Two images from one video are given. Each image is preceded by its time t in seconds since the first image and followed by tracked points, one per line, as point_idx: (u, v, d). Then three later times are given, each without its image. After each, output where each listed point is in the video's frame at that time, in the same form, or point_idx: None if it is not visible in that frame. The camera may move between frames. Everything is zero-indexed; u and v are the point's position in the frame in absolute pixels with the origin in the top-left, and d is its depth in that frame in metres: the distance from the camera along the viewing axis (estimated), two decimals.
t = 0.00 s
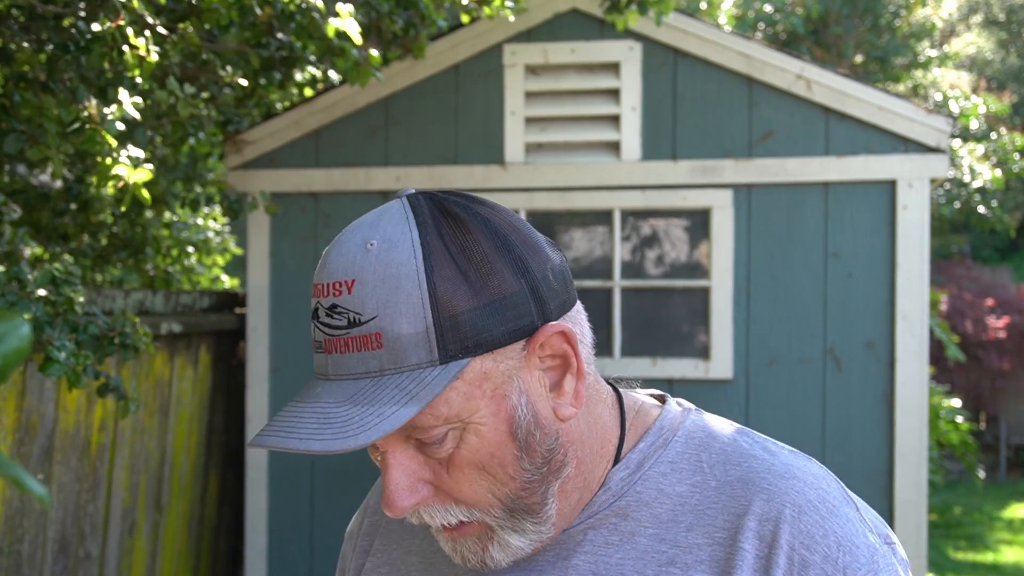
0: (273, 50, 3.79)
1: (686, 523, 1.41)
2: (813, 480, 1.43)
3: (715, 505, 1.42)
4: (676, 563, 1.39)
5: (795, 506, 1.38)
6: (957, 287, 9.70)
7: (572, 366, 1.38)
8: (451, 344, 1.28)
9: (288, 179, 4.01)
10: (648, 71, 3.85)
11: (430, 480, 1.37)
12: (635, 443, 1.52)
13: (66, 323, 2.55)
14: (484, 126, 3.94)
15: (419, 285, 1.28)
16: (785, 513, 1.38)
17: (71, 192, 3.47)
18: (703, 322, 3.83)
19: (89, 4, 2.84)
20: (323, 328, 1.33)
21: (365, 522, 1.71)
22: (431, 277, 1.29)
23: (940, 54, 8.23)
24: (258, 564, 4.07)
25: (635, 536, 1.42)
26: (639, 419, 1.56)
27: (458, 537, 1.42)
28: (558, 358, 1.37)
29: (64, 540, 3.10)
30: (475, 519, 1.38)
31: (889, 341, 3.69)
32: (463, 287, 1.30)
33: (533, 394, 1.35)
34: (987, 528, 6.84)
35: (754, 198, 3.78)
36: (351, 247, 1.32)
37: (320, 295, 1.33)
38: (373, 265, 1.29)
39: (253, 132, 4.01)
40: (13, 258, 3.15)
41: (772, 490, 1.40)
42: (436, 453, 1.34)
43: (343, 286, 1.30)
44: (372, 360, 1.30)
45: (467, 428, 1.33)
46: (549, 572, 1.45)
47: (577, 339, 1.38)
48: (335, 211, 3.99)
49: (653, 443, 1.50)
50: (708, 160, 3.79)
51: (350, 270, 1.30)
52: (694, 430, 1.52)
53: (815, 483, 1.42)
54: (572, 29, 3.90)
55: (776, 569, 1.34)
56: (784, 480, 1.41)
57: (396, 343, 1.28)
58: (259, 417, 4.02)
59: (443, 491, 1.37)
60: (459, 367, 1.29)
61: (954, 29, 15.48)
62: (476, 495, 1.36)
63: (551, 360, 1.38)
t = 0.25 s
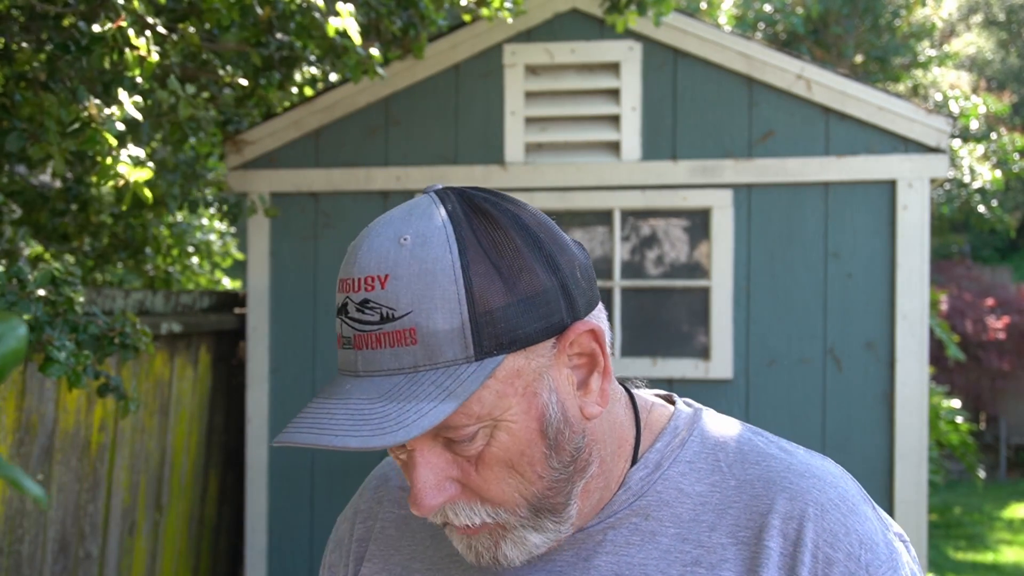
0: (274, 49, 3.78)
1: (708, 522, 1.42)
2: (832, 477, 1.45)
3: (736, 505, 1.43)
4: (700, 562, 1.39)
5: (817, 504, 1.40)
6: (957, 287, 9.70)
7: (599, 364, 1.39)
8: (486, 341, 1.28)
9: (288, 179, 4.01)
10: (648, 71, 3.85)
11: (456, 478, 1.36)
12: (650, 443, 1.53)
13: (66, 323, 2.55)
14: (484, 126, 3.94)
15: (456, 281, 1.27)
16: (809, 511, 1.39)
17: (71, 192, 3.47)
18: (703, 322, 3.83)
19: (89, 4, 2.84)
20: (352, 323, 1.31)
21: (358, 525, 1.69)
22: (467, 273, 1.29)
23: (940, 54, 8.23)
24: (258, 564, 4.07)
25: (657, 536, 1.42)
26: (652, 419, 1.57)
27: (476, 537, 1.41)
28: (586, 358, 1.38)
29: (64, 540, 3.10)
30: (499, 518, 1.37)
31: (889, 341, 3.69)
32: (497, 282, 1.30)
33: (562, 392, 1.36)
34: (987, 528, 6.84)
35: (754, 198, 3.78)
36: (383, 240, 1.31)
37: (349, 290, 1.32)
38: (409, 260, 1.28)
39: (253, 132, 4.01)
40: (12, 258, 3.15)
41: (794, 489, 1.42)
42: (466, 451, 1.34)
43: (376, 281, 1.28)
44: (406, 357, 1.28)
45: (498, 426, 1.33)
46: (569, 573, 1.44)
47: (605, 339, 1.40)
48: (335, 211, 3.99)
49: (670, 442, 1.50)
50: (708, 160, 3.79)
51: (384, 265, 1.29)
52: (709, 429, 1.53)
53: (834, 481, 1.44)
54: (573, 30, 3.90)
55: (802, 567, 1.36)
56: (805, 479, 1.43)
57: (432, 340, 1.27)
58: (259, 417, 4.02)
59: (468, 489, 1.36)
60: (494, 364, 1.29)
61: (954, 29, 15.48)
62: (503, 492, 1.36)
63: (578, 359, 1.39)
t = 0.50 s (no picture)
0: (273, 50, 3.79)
1: (721, 524, 1.42)
2: (842, 480, 1.46)
3: (749, 507, 1.43)
4: (715, 565, 1.39)
5: (831, 507, 1.41)
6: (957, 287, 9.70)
7: (617, 368, 1.40)
8: (513, 342, 1.29)
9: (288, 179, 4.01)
10: (648, 71, 3.85)
11: (477, 481, 1.36)
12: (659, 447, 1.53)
13: (66, 323, 2.55)
14: (485, 126, 3.94)
15: (484, 283, 1.28)
16: (823, 514, 1.40)
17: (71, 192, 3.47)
18: (703, 322, 3.83)
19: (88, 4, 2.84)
20: (376, 323, 1.31)
21: (355, 529, 1.68)
22: (494, 274, 1.29)
23: (940, 54, 8.23)
24: (258, 564, 4.06)
25: (670, 539, 1.41)
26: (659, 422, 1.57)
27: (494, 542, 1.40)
28: (606, 363, 1.39)
29: (64, 540, 3.10)
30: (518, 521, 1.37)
31: (889, 340, 3.69)
32: (521, 284, 1.31)
33: (584, 395, 1.37)
34: (987, 528, 6.84)
35: (754, 197, 3.78)
36: (409, 240, 1.31)
37: (372, 289, 1.31)
38: (436, 261, 1.28)
39: (254, 132, 4.01)
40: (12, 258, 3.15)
41: (807, 492, 1.42)
42: (488, 454, 1.34)
43: (402, 281, 1.28)
44: (433, 358, 1.28)
45: (521, 428, 1.33)
46: None
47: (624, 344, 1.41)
48: (335, 211, 3.99)
49: (679, 445, 1.51)
50: (708, 160, 3.79)
51: (410, 265, 1.29)
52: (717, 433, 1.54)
53: (845, 484, 1.46)
54: (573, 29, 3.90)
55: (819, 569, 1.36)
56: (818, 482, 1.44)
57: (459, 341, 1.28)
58: (260, 417, 4.02)
59: (489, 492, 1.36)
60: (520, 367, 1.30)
61: (954, 29, 15.49)
62: (523, 495, 1.36)
63: (598, 363, 1.40)
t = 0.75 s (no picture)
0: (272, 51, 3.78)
1: (722, 526, 1.41)
2: (844, 484, 1.47)
3: (750, 509, 1.42)
4: (715, 567, 1.38)
5: (834, 511, 1.42)
6: (957, 287, 9.69)
7: (621, 364, 1.40)
8: (521, 333, 1.29)
9: (289, 179, 4.02)
10: (648, 71, 3.85)
11: (476, 472, 1.34)
12: (659, 448, 1.52)
13: (66, 323, 2.55)
14: (485, 127, 3.94)
15: (494, 273, 1.28)
16: (827, 518, 1.41)
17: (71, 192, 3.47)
18: (704, 322, 3.83)
19: (88, 4, 2.84)
20: (382, 309, 1.31)
21: (344, 531, 1.66)
22: (505, 263, 1.29)
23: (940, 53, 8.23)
24: (259, 564, 4.07)
25: (670, 540, 1.41)
26: (657, 424, 1.57)
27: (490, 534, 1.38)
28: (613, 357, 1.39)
29: (64, 540, 3.10)
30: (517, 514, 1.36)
31: (889, 340, 3.69)
32: (535, 280, 1.30)
33: (586, 391, 1.37)
34: (987, 528, 6.84)
35: (754, 197, 3.78)
36: (421, 227, 1.31)
37: (380, 275, 1.31)
38: (446, 249, 1.28)
39: (254, 132, 4.01)
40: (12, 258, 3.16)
41: (810, 496, 1.43)
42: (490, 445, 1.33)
43: (411, 268, 1.28)
44: (439, 346, 1.28)
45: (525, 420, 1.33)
46: None
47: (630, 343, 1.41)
48: (335, 211, 3.99)
49: (678, 446, 1.50)
50: (708, 160, 3.79)
51: (419, 253, 1.29)
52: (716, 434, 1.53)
53: (846, 487, 1.47)
54: (572, 29, 3.90)
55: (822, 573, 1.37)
56: (821, 485, 1.45)
57: (466, 331, 1.27)
58: (260, 416, 4.02)
59: (488, 484, 1.35)
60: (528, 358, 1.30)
61: (954, 29, 15.51)
62: (523, 489, 1.35)
63: (601, 359, 1.40)
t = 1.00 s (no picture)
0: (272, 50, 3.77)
1: (709, 520, 1.41)
2: (831, 478, 1.48)
3: (737, 503, 1.42)
4: (702, 561, 1.37)
5: (823, 505, 1.42)
6: (957, 287, 9.69)
7: (632, 305, 1.54)
8: (566, 216, 1.39)
9: (289, 179, 4.02)
10: (648, 71, 3.85)
11: (505, 362, 1.38)
12: (644, 441, 1.53)
13: (67, 323, 2.55)
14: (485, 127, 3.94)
15: (545, 161, 1.40)
16: (816, 512, 1.41)
17: (71, 192, 3.46)
18: (703, 322, 3.83)
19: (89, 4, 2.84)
20: (432, 188, 1.41)
21: (328, 527, 1.62)
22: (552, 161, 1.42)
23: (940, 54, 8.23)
24: (259, 565, 4.07)
25: (656, 534, 1.40)
26: (641, 418, 1.58)
27: (501, 445, 1.39)
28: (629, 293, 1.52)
29: (64, 540, 3.10)
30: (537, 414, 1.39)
31: (889, 340, 3.69)
32: (585, 207, 1.44)
33: (609, 314, 1.49)
34: (988, 528, 6.84)
35: (754, 197, 3.78)
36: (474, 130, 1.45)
37: (430, 164, 1.43)
38: (500, 138, 1.41)
39: (254, 132, 4.02)
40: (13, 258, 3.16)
41: (798, 490, 1.43)
42: (523, 331, 1.39)
43: (465, 151, 1.40)
44: (490, 210, 1.36)
45: (558, 308, 1.41)
46: (564, 572, 1.39)
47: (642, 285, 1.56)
48: (335, 211, 3.99)
49: (664, 440, 1.50)
50: (708, 160, 3.79)
51: (474, 142, 1.41)
52: (701, 430, 1.54)
53: (833, 482, 1.47)
54: (572, 30, 3.90)
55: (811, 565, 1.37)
56: (808, 480, 1.45)
57: (517, 200, 1.37)
58: (260, 416, 4.02)
59: (515, 375, 1.39)
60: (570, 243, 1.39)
61: (954, 29, 15.52)
62: (547, 385, 1.40)
63: (618, 301, 1.54)
